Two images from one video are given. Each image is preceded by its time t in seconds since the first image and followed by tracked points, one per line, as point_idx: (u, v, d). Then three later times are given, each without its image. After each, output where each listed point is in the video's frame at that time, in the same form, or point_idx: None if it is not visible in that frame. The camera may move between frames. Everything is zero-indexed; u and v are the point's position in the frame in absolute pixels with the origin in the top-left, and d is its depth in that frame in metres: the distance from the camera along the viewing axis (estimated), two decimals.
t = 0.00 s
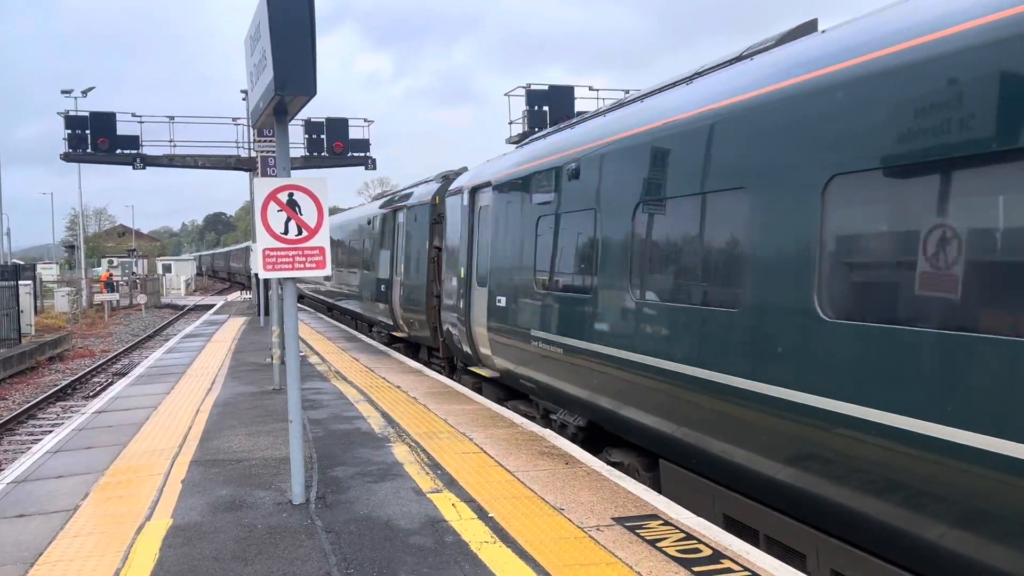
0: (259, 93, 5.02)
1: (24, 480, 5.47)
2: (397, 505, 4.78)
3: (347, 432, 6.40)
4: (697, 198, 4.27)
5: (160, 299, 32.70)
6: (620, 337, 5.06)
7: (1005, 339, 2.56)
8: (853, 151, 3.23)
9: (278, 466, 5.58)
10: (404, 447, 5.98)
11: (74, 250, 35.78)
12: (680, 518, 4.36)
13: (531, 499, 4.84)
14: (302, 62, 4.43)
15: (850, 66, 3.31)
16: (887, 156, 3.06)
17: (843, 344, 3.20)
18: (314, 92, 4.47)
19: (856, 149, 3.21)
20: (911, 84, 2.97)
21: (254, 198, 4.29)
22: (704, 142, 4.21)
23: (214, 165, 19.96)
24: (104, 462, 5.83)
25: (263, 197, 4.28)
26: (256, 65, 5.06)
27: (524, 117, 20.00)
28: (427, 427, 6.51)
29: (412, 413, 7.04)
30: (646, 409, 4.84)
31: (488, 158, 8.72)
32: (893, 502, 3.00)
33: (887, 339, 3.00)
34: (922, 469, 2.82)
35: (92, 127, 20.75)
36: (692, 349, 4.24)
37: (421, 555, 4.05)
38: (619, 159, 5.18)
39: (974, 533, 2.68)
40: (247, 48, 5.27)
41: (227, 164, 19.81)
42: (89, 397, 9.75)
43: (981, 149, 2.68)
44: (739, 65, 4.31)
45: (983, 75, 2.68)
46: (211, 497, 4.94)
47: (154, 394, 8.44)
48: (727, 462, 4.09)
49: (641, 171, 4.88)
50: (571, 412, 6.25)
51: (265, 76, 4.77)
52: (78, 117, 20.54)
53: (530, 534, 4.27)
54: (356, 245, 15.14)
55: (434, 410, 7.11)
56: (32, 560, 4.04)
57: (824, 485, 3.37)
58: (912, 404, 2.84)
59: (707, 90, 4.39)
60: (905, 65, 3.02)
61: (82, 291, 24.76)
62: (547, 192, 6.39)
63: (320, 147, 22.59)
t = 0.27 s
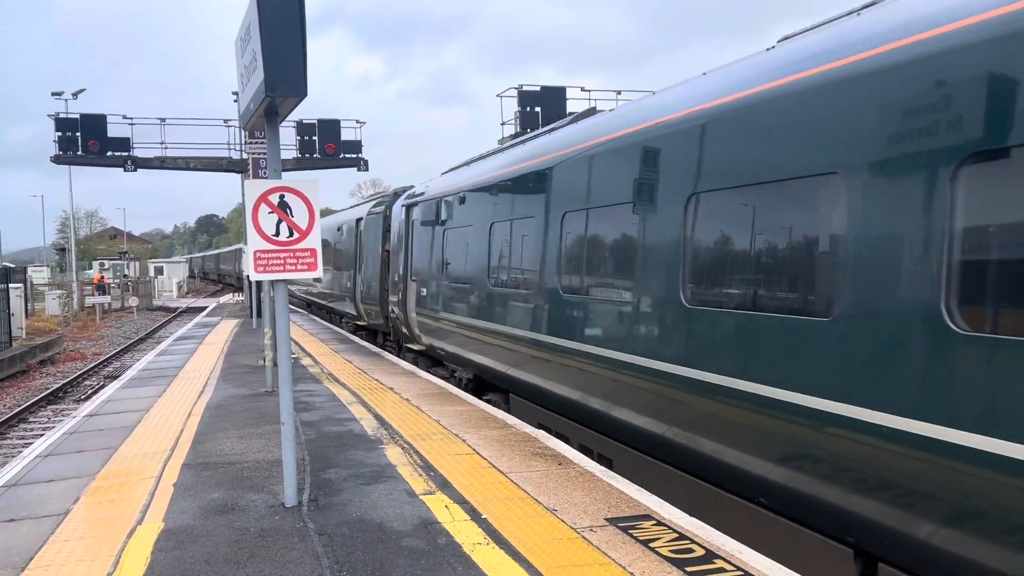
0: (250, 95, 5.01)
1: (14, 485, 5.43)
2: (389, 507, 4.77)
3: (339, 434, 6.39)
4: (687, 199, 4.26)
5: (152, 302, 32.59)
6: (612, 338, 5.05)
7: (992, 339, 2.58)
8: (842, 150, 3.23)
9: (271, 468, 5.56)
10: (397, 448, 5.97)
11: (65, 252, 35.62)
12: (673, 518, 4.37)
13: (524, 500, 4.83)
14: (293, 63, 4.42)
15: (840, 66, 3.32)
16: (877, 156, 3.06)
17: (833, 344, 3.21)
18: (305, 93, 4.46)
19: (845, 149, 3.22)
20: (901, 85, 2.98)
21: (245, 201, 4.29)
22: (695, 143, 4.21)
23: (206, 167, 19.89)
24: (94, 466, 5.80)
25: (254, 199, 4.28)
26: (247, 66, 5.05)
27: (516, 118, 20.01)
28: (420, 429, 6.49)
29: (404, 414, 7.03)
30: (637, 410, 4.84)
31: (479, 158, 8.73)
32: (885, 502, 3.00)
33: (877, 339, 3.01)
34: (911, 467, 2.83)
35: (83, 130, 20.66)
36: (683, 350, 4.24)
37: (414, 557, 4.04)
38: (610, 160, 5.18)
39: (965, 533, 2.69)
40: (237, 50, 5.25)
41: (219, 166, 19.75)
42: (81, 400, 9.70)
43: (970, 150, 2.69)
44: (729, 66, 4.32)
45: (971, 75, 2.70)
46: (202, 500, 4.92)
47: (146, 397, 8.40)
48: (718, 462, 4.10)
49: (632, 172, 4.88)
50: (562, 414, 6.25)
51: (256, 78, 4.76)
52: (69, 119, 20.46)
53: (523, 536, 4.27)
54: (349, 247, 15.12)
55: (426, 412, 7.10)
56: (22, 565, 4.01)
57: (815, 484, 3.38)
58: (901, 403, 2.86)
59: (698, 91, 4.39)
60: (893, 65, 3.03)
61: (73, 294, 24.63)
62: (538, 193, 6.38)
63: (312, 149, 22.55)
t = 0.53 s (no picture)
0: (239, 97, 5.00)
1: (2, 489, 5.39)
2: (380, 509, 4.76)
3: (330, 436, 6.37)
4: (675, 200, 4.27)
5: (142, 305, 32.43)
6: (601, 339, 5.06)
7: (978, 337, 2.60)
8: (829, 151, 3.24)
9: (261, 471, 5.55)
10: (388, 450, 5.96)
11: (54, 255, 35.40)
12: (663, 519, 4.37)
13: (515, 501, 4.83)
14: (281, 65, 4.41)
15: (826, 67, 3.33)
16: (863, 156, 3.07)
17: (822, 343, 3.22)
18: (293, 95, 4.45)
19: (832, 150, 3.23)
20: (886, 86, 2.99)
21: (234, 203, 4.29)
22: (683, 143, 4.22)
23: (196, 169, 19.82)
24: (83, 470, 5.76)
25: (243, 201, 4.27)
26: (235, 68, 5.03)
27: (507, 120, 20.01)
28: (411, 431, 6.48)
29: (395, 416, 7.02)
30: (627, 411, 4.84)
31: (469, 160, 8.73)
32: (873, 501, 3.01)
33: (865, 339, 3.02)
34: (900, 466, 2.84)
35: (72, 132, 20.55)
36: (672, 351, 4.24)
37: (405, 559, 4.03)
38: (598, 161, 5.18)
39: (953, 531, 2.70)
40: (225, 51, 5.24)
41: (209, 169, 19.68)
42: (70, 404, 9.64)
43: (955, 150, 2.70)
44: (716, 67, 4.33)
45: (955, 75, 2.72)
46: (192, 504, 4.90)
47: (136, 400, 8.36)
48: (709, 462, 4.11)
49: (620, 173, 4.88)
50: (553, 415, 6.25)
51: (244, 79, 4.75)
52: (57, 121, 20.35)
53: (515, 537, 4.26)
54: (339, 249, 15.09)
55: (417, 414, 7.09)
56: (9, 570, 3.98)
57: (804, 484, 3.39)
58: (888, 402, 2.87)
59: (685, 92, 4.40)
60: (879, 66, 3.05)
61: (62, 297, 24.47)
62: (528, 194, 6.37)
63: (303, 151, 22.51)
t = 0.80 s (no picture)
0: (226, 99, 4.98)
1: None
2: (370, 511, 4.75)
3: (320, 439, 6.35)
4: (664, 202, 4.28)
5: (131, 308, 32.24)
6: (591, 340, 5.06)
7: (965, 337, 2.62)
8: (817, 152, 3.26)
9: (250, 475, 5.52)
10: (378, 453, 5.94)
11: (40, 257, 35.10)
12: (653, 520, 4.38)
13: (505, 503, 4.83)
14: (269, 67, 4.39)
15: (815, 69, 3.35)
16: (851, 157, 3.09)
17: (810, 344, 3.23)
18: (281, 97, 4.44)
19: (820, 152, 3.24)
20: (874, 88, 3.01)
21: (222, 204, 4.28)
22: (672, 145, 4.22)
23: (184, 171, 19.73)
24: (70, 475, 5.72)
25: (231, 202, 4.26)
26: (222, 70, 5.01)
27: (496, 122, 20.02)
28: (401, 433, 6.47)
29: (384, 419, 7.00)
30: (617, 412, 4.85)
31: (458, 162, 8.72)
32: (862, 501, 3.03)
33: (853, 339, 3.03)
34: (893, 466, 2.85)
35: (59, 134, 20.42)
36: (661, 352, 4.25)
37: (395, 562, 4.03)
38: (587, 163, 5.19)
39: (940, 530, 2.72)
40: (213, 53, 5.22)
41: (198, 171, 19.59)
42: (57, 408, 9.57)
43: (943, 152, 2.72)
44: (704, 69, 4.34)
45: (942, 78, 2.74)
46: (181, 508, 4.87)
47: (124, 404, 8.30)
48: (698, 463, 4.12)
49: (609, 175, 4.89)
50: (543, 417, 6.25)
51: (232, 81, 4.73)
52: (44, 124, 20.22)
53: (505, 539, 4.26)
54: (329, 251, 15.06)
55: (407, 416, 7.08)
56: None
57: (793, 484, 3.40)
58: (877, 402, 2.89)
59: (674, 94, 4.42)
60: (866, 68, 3.07)
61: (49, 301, 24.29)
62: (517, 196, 6.37)
63: (292, 153, 22.44)
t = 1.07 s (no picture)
0: (214, 100, 4.96)
1: None
2: (360, 514, 4.74)
3: (309, 442, 6.33)
4: (654, 204, 4.29)
5: (118, 310, 32.01)
6: (581, 342, 5.06)
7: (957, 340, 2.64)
8: (805, 155, 3.28)
9: (239, 478, 5.50)
10: (367, 456, 5.93)
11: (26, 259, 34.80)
12: (642, 521, 4.40)
13: (495, 505, 4.83)
14: (257, 69, 4.38)
15: (803, 73, 3.37)
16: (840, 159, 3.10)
17: (800, 347, 3.25)
18: (270, 99, 4.43)
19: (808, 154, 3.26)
20: (863, 92, 3.03)
21: (210, 206, 4.25)
22: (661, 148, 4.24)
23: (172, 173, 19.62)
24: (57, 479, 5.68)
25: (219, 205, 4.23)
26: (210, 71, 4.99)
27: (486, 123, 20.00)
28: (391, 436, 6.45)
29: (373, 421, 6.98)
30: (608, 414, 4.85)
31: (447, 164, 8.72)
32: (851, 502, 3.05)
33: (843, 342, 3.05)
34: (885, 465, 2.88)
35: (46, 136, 20.27)
36: (652, 354, 4.26)
37: (385, 565, 4.02)
38: (577, 165, 5.20)
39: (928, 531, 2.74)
40: (201, 54, 5.20)
41: (186, 172, 19.48)
42: (43, 411, 9.49)
43: (930, 155, 2.75)
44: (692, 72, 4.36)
45: (930, 82, 2.76)
46: (168, 511, 4.84)
47: (111, 407, 8.25)
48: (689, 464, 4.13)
49: (598, 177, 4.90)
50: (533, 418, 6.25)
51: (220, 83, 4.71)
52: (30, 125, 20.07)
53: (494, 541, 4.26)
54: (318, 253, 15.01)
55: (396, 419, 7.06)
56: None
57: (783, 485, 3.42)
58: (869, 404, 2.90)
59: (663, 97, 4.43)
60: (855, 72, 3.09)
61: (35, 303, 24.08)
62: (506, 198, 6.37)
63: (281, 154, 22.37)
